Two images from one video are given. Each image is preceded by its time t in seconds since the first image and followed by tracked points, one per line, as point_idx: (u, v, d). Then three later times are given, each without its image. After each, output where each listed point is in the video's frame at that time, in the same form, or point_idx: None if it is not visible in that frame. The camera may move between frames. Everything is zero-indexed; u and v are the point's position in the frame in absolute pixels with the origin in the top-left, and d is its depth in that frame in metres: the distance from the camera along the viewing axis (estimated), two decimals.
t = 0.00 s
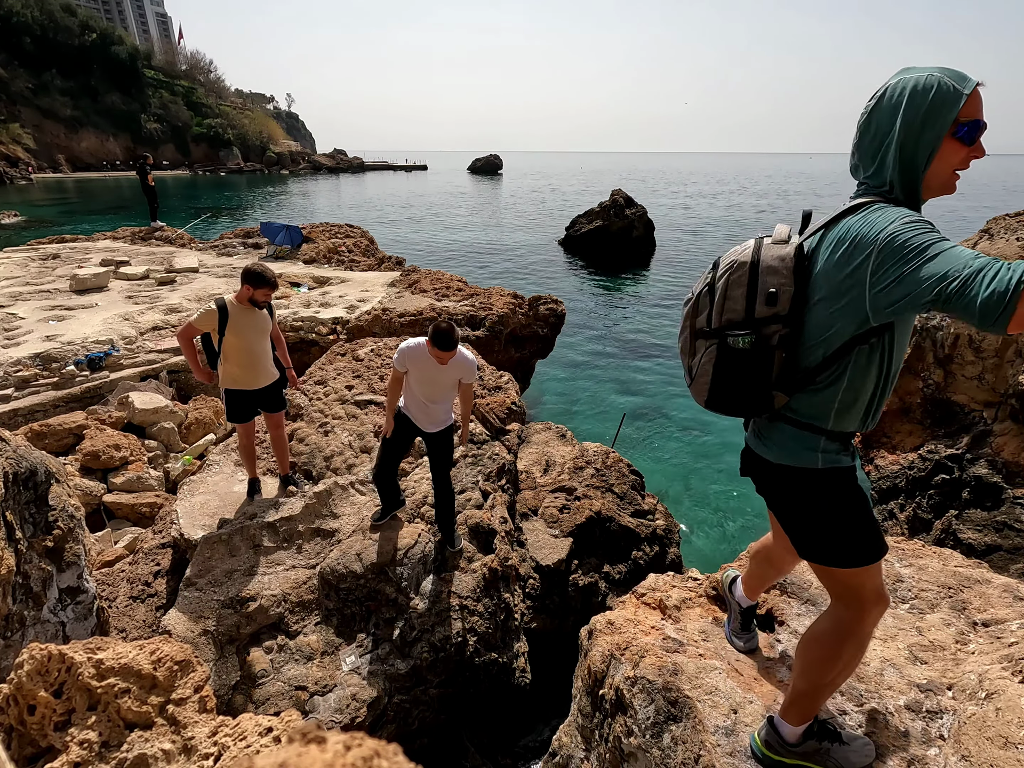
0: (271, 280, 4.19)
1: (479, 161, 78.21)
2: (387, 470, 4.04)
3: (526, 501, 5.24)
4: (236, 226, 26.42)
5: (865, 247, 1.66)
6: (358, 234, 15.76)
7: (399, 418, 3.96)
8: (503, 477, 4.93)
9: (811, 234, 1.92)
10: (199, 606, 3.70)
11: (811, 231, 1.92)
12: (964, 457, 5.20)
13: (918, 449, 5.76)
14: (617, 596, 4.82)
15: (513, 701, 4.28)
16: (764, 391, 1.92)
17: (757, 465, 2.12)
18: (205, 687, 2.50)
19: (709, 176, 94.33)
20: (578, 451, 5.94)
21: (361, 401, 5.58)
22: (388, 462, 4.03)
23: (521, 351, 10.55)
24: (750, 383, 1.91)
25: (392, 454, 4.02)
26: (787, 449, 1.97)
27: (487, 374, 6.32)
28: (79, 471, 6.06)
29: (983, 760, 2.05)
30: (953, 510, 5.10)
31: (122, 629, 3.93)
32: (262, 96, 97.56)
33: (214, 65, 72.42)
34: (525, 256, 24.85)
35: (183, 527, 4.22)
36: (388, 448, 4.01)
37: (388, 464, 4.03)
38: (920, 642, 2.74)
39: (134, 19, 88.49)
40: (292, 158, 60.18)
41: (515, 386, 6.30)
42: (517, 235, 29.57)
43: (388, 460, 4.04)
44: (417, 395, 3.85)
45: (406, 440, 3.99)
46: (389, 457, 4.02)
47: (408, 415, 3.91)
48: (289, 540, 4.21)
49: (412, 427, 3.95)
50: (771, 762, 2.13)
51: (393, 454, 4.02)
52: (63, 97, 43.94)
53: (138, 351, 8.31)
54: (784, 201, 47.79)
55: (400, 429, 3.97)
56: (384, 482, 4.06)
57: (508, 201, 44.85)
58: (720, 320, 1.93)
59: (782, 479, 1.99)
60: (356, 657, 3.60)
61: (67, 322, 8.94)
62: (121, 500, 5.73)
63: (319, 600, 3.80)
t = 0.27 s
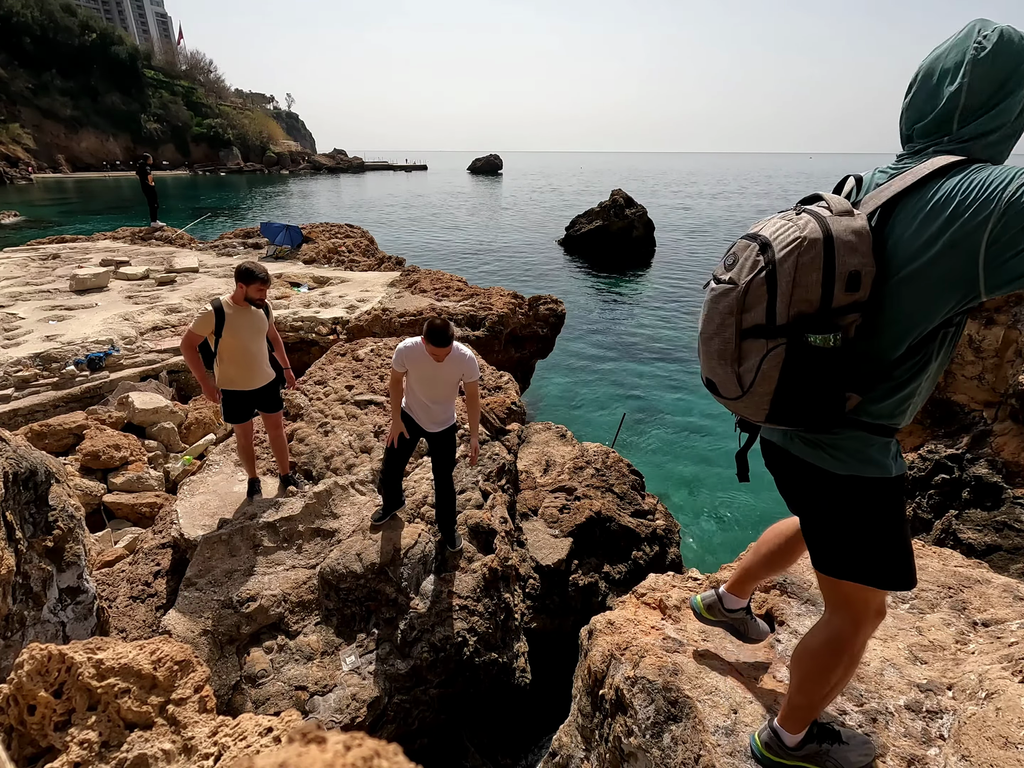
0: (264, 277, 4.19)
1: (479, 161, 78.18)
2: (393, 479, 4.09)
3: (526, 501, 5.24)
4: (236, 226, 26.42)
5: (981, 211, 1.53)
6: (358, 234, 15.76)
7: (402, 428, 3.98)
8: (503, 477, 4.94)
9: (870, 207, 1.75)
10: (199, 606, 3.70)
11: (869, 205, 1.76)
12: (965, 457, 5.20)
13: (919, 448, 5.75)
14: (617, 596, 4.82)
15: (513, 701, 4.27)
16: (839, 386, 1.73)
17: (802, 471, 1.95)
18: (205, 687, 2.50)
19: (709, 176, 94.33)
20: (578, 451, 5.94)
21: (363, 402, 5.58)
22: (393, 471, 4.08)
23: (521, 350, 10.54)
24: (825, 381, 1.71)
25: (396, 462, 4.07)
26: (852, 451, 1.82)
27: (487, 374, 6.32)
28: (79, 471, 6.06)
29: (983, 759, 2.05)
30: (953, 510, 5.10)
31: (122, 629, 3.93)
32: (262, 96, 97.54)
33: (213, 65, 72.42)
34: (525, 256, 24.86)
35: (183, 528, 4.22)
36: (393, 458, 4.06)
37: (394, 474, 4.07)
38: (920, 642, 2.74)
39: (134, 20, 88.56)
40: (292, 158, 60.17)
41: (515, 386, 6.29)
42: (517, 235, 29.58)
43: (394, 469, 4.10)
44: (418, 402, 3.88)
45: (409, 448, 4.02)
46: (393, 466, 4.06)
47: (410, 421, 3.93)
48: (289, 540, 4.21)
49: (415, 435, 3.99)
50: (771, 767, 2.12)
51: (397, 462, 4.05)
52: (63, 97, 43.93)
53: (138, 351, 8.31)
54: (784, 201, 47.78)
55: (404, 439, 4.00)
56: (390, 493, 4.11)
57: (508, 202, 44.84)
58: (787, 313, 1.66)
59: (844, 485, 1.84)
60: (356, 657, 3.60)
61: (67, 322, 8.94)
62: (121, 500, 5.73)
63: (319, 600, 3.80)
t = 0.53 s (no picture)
0: (246, 271, 4.17)
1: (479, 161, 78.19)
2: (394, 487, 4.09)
3: (526, 501, 5.24)
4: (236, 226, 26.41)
5: None
6: (358, 234, 15.76)
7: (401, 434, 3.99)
8: (503, 477, 4.94)
9: (908, 203, 1.71)
10: (199, 606, 3.69)
11: (904, 202, 1.72)
12: (965, 457, 5.20)
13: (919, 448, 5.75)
14: (617, 596, 4.82)
15: (513, 701, 4.27)
16: (890, 393, 1.69)
17: (832, 482, 1.88)
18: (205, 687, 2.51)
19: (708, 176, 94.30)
20: (578, 451, 5.94)
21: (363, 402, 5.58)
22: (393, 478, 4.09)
23: (521, 350, 10.55)
24: (881, 386, 1.67)
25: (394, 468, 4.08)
26: (890, 459, 1.77)
27: (486, 374, 6.33)
28: (79, 471, 6.06)
29: (983, 759, 2.05)
30: (954, 510, 5.10)
31: (122, 630, 3.93)
32: (262, 96, 97.48)
33: (213, 65, 72.40)
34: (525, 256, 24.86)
35: (183, 528, 4.22)
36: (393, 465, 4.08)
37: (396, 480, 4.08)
38: (920, 642, 2.74)
39: (134, 20, 88.67)
40: (292, 158, 60.17)
41: (515, 386, 6.30)
42: (517, 235, 29.58)
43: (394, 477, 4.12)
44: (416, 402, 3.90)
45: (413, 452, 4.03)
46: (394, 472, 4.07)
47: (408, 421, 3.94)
48: (289, 540, 4.21)
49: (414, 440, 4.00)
50: (771, 764, 2.12)
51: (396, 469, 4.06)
52: (63, 97, 43.92)
53: (138, 351, 8.31)
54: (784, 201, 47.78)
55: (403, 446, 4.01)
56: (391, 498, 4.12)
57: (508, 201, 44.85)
58: (840, 319, 1.62)
59: (878, 495, 1.79)
60: (356, 657, 3.60)
61: (67, 322, 8.93)
62: (121, 500, 5.73)
63: (319, 600, 3.80)
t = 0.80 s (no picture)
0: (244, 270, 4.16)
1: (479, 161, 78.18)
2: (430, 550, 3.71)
3: (526, 502, 5.24)
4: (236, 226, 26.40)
5: None
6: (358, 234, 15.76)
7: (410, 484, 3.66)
8: (503, 477, 4.93)
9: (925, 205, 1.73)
10: (199, 606, 3.69)
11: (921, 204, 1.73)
12: (964, 457, 5.20)
13: (919, 449, 5.75)
14: (617, 596, 4.82)
15: (513, 701, 4.28)
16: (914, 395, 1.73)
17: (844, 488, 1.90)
18: (204, 687, 2.51)
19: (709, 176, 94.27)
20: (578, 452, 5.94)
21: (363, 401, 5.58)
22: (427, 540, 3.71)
23: (521, 350, 10.55)
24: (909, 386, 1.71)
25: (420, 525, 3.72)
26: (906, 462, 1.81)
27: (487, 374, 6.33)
28: (78, 471, 6.05)
29: (983, 759, 2.04)
30: (953, 510, 5.10)
31: (122, 629, 3.93)
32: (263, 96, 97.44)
33: (213, 65, 72.39)
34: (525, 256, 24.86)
35: (183, 527, 4.21)
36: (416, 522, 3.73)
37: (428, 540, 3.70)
38: (920, 643, 2.74)
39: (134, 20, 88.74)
40: (292, 158, 60.15)
41: (515, 386, 6.30)
42: (517, 235, 29.57)
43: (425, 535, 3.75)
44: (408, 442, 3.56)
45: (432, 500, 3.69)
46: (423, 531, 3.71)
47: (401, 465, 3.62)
48: (289, 540, 4.22)
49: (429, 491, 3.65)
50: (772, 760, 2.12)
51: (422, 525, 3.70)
52: (63, 96, 43.90)
53: (138, 351, 8.31)
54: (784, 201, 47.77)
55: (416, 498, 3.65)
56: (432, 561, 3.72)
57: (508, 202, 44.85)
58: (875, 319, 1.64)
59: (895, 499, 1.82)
60: (356, 657, 3.60)
61: (67, 322, 8.93)
62: (121, 500, 5.73)
63: (319, 600, 3.79)
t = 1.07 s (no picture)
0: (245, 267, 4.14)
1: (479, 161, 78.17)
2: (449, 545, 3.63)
3: (526, 501, 5.24)
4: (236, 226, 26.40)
5: None
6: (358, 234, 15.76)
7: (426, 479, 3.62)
8: (503, 477, 4.93)
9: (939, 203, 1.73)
10: (199, 606, 3.69)
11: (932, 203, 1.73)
12: (964, 457, 5.20)
13: (919, 449, 5.75)
14: (617, 596, 4.82)
15: (513, 700, 4.28)
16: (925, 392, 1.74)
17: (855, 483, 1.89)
18: (204, 687, 2.51)
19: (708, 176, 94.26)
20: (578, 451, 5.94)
21: (361, 400, 5.58)
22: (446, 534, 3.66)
23: (521, 351, 10.55)
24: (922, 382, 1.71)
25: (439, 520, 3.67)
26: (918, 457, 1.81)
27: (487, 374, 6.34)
28: (78, 471, 6.05)
29: (982, 759, 2.04)
30: (953, 510, 5.10)
31: (122, 629, 3.92)
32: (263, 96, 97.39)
33: (213, 65, 72.39)
34: (525, 256, 24.86)
35: (183, 527, 4.21)
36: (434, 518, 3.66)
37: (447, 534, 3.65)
38: (920, 643, 2.74)
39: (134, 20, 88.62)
40: (292, 158, 60.15)
41: (516, 386, 6.30)
42: (516, 235, 29.57)
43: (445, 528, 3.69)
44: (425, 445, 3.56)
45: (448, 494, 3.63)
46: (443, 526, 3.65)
47: (420, 469, 3.61)
48: (289, 540, 4.22)
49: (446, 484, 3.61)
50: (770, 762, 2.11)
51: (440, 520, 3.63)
52: (63, 97, 43.90)
53: (138, 351, 8.31)
54: (784, 201, 47.77)
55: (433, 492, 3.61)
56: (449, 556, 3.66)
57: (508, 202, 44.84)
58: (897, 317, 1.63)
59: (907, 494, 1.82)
60: (356, 657, 3.60)
61: (67, 322, 8.93)
62: (121, 500, 5.73)
63: (319, 600, 3.79)
